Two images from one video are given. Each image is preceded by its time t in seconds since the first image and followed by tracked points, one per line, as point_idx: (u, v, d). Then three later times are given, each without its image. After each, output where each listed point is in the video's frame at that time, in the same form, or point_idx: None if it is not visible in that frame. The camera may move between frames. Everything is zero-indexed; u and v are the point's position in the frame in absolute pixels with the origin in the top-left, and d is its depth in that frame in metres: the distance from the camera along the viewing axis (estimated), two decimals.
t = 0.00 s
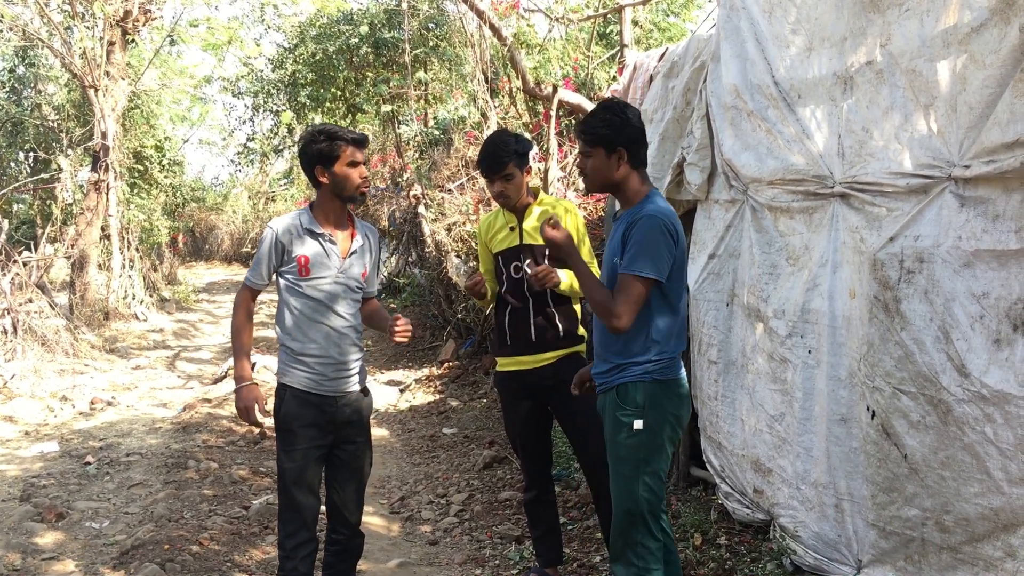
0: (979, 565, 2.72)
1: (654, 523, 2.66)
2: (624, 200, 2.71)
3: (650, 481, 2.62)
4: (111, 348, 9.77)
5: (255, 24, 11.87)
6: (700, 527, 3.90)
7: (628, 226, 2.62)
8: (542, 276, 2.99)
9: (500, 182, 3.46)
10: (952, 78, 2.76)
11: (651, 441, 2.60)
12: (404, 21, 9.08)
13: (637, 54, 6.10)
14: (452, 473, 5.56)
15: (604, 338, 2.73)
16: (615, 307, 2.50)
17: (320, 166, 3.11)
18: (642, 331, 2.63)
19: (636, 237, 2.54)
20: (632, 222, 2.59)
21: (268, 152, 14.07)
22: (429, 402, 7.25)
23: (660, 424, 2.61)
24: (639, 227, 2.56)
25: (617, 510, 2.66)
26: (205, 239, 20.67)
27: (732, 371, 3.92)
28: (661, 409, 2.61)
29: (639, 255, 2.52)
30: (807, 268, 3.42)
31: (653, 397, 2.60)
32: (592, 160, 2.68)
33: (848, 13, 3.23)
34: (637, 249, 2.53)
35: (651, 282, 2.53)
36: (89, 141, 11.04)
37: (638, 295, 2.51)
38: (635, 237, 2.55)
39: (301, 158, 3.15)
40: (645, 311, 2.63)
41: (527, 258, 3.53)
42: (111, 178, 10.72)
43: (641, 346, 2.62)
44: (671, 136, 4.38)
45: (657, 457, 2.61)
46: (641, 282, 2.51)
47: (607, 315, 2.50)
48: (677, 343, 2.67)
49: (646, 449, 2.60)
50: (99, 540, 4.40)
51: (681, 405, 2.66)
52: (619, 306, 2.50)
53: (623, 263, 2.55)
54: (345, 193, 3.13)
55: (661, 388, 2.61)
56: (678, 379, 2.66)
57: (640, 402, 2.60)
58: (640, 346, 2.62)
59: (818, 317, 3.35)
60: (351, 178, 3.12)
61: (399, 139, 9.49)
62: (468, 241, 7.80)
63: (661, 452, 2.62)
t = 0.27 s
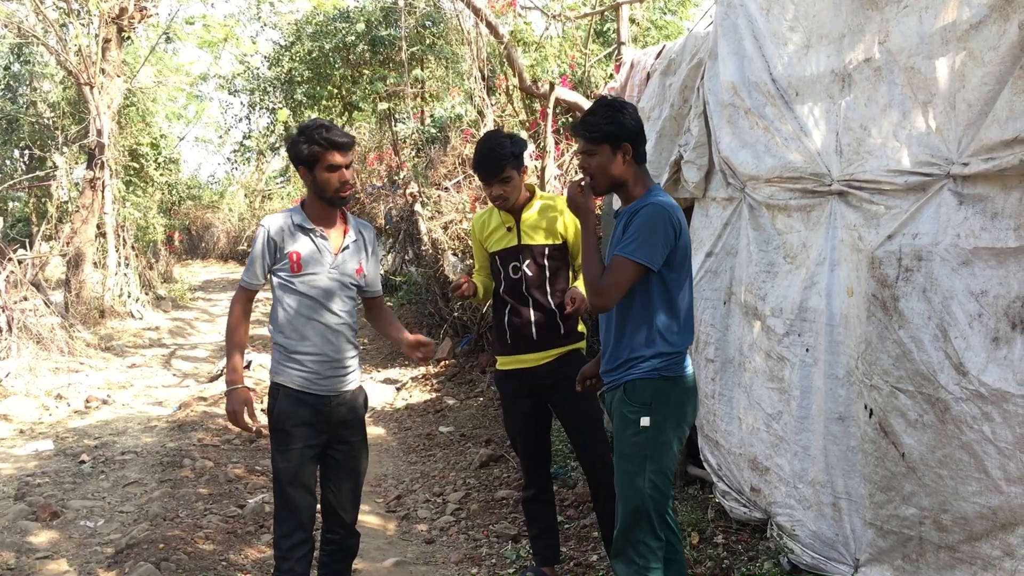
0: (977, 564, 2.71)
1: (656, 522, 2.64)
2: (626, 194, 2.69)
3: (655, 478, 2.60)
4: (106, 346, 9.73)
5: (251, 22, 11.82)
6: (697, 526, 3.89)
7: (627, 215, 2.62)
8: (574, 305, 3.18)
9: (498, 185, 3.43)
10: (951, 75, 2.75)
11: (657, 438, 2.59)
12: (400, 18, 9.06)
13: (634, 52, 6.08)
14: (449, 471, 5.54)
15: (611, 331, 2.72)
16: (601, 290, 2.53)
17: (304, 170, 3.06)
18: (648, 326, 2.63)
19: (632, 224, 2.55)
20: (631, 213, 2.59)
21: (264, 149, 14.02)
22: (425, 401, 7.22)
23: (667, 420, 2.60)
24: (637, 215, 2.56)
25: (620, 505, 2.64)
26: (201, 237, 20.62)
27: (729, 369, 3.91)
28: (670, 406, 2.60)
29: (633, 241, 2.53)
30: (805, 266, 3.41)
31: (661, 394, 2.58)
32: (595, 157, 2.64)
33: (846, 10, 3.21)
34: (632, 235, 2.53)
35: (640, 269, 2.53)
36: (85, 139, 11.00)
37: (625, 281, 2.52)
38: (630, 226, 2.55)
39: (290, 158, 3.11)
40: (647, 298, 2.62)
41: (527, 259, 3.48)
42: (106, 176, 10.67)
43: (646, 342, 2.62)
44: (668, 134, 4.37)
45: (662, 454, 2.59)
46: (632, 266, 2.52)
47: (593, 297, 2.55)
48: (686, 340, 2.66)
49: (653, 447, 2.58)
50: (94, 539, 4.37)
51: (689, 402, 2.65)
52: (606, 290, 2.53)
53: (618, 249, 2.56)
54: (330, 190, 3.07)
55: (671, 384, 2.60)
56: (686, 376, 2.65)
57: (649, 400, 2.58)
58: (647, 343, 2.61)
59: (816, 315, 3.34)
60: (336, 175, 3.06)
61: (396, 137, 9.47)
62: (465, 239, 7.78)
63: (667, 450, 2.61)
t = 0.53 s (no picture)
0: (976, 562, 2.70)
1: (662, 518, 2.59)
2: (623, 193, 2.68)
3: (666, 473, 2.56)
4: (103, 345, 9.70)
5: (248, 20, 11.79)
6: (695, 524, 3.88)
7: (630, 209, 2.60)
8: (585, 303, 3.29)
9: (505, 189, 3.40)
10: (950, 72, 2.74)
11: (673, 431, 2.56)
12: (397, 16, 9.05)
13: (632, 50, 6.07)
14: (446, 470, 5.53)
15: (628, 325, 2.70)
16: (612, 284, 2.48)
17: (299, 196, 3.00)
18: (666, 318, 2.61)
19: (638, 217, 2.53)
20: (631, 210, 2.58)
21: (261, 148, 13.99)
22: (422, 399, 7.21)
23: (685, 415, 2.58)
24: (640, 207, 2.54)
25: (624, 496, 2.59)
26: (198, 236, 20.58)
27: (727, 367, 3.90)
28: (687, 400, 2.58)
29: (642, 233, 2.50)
30: (803, 264, 3.40)
31: (681, 387, 2.57)
32: (585, 162, 2.63)
33: (845, 7, 3.20)
34: (639, 227, 2.51)
35: (649, 259, 2.49)
36: (81, 137, 10.96)
37: (636, 272, 2.48)
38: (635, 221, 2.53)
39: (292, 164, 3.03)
40: (659, 289, 2.60)
41: (532, 259, 3.47)
42: (103, 174, 10.64)
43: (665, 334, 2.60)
44: (666, 132, 4.36)
45: (676, 449, 2.56)
46: (643, 256, 2.48)
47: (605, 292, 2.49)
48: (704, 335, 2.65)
49: (666, 440, 2.55)
50: (90, 537, 4.36)
51: (705, 399, 2.64)
52: (619, 282, 2.48)
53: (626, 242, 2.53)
54: (322, 217, 3.01)
55: (691, 378, 2.58)
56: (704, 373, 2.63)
57: (667, 392, 2.56)
58: (667, 336, 2.60)
59: (814, 313, 3.33)
60: (329, 210, 2.99)
61: (393, 135, 9.45)
62: (463, 237, 7.77)
63: (681, 445, 2.57)
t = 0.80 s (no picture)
0: (976, 562, 2.70)
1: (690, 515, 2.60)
2: (631, 191, 2.67)
3: (689, 469, 2.56)
4: (101, 345, 9.69)
5: (246, 20, 11.77)
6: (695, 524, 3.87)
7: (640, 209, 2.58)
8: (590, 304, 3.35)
9: (510, 192, 3.39)
10: (950, 71, 2.74)
11: (691, 428, 2.55)
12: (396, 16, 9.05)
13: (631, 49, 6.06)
14: (446, 470, 5.52)
15: (634, 326, 2.67)
16: (625, 285, 2.45)
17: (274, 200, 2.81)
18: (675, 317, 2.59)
19: (650, 217, 2.51)
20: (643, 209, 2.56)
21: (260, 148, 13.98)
22: (421, 399, 7.19)
23: (701, 410, 2.57)
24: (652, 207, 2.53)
25: (653, 499, 2.58)
26: (197, 236, 20.56)
27: (726, 367, 3.90)
28: (701, 394, 2.57)
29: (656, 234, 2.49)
30: (803, 263, 3.40)
31: (694, 383, 2.56)
32: (594, 162, 2.60)
33: (844, 6, 3.20)
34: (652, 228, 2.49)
35: (662, 261, 2.48)
36: (79, 137, 10.94)
37: (648, 274, 2.47)
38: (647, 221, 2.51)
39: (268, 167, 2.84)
40: (666, 289, 2.58)
41: (536, 260, 3.46)
42: (101, 174, 10.62)
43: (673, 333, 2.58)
44: (665, 131, 4.35)
45: (696, 444, 2.56)
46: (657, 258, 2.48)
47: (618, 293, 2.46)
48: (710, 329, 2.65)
49: (690, 438, 2.55)
50: (89, 539, 4.35)
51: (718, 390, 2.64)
52: (632, 283, 2.45)
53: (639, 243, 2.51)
54: (296, 223, 2.81)
55: (703, 373, 2.58)
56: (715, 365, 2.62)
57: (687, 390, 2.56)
58: (675, 334, 2.58)
59: (814, 312, 3.33)
60: (299, 213, 2.78)
61: (392, 135, 9.44)
62: (461, 237, 7.77)
63: (701, 440, 2.57)
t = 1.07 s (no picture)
0: (979, 563, 2.69)
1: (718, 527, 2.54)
2: (643, 195, 2.55)
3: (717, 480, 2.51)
4: (103, 349, 9.69)
5: (247, 24, 11.78)
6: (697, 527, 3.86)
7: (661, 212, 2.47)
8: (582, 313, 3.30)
9: (498, 192, 3.36)
10: (950, 73, 2.74)
11: (717, 439, 2.49)
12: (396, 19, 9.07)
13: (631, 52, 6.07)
14: (448, 473, 5.52)
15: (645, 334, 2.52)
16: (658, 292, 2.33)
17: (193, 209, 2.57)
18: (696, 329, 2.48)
19: (676, 222, 2.41)
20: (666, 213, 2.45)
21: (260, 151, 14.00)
22: (423, 402, 7.19)
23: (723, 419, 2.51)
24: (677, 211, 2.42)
25: (688, 515, 2.48)
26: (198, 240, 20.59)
27: (728, 369, 3.90)
28: (722, 403, 2.51)
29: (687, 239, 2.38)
30: (804, 265, 3.40)
31: (717, 392, 2.49)
32: (611, 161, 2.48)
33: (844, 8, 3.20)
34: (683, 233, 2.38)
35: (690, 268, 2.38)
36: (80, 141, 10.94)
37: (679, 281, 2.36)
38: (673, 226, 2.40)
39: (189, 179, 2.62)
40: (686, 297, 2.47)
41: (529, 259, 3.45)
42: (102, 178, 10.59)
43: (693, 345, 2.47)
44: (666, 134, 4.36)
45: (721, 454, 2.50)
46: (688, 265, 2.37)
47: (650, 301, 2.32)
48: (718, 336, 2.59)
49: (714, 452, 2.48)
50: (91, 543, 4.35)
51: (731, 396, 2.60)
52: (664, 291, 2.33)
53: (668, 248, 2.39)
54: (215, 229, 2.55)
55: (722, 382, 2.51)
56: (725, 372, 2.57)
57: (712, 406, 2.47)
58: (694, 343, 2.48)
59: (815, 314, 3.33)
60: (215, 213, 2.52)
61: (393, 138, 9.45)
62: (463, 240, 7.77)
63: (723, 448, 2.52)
